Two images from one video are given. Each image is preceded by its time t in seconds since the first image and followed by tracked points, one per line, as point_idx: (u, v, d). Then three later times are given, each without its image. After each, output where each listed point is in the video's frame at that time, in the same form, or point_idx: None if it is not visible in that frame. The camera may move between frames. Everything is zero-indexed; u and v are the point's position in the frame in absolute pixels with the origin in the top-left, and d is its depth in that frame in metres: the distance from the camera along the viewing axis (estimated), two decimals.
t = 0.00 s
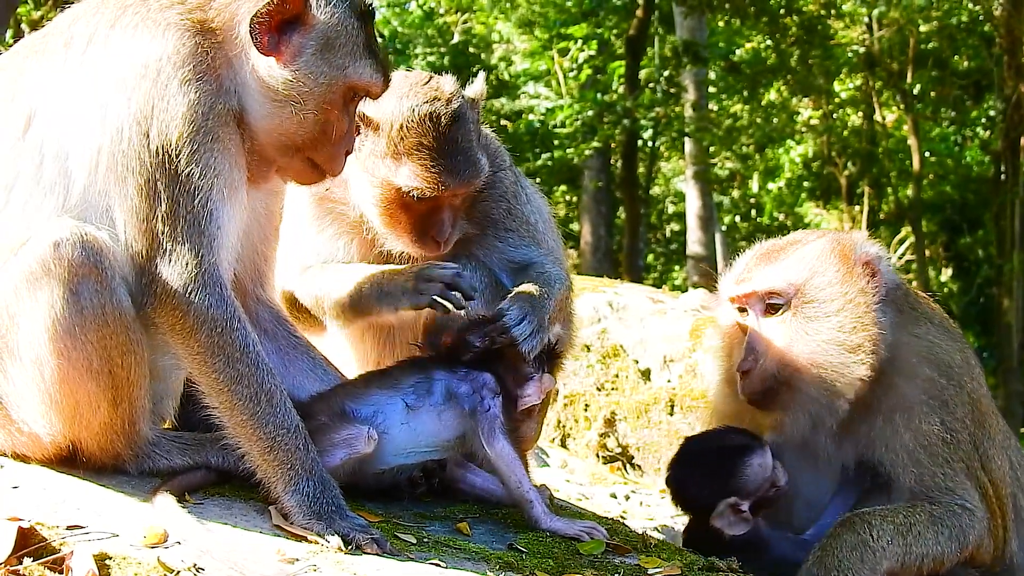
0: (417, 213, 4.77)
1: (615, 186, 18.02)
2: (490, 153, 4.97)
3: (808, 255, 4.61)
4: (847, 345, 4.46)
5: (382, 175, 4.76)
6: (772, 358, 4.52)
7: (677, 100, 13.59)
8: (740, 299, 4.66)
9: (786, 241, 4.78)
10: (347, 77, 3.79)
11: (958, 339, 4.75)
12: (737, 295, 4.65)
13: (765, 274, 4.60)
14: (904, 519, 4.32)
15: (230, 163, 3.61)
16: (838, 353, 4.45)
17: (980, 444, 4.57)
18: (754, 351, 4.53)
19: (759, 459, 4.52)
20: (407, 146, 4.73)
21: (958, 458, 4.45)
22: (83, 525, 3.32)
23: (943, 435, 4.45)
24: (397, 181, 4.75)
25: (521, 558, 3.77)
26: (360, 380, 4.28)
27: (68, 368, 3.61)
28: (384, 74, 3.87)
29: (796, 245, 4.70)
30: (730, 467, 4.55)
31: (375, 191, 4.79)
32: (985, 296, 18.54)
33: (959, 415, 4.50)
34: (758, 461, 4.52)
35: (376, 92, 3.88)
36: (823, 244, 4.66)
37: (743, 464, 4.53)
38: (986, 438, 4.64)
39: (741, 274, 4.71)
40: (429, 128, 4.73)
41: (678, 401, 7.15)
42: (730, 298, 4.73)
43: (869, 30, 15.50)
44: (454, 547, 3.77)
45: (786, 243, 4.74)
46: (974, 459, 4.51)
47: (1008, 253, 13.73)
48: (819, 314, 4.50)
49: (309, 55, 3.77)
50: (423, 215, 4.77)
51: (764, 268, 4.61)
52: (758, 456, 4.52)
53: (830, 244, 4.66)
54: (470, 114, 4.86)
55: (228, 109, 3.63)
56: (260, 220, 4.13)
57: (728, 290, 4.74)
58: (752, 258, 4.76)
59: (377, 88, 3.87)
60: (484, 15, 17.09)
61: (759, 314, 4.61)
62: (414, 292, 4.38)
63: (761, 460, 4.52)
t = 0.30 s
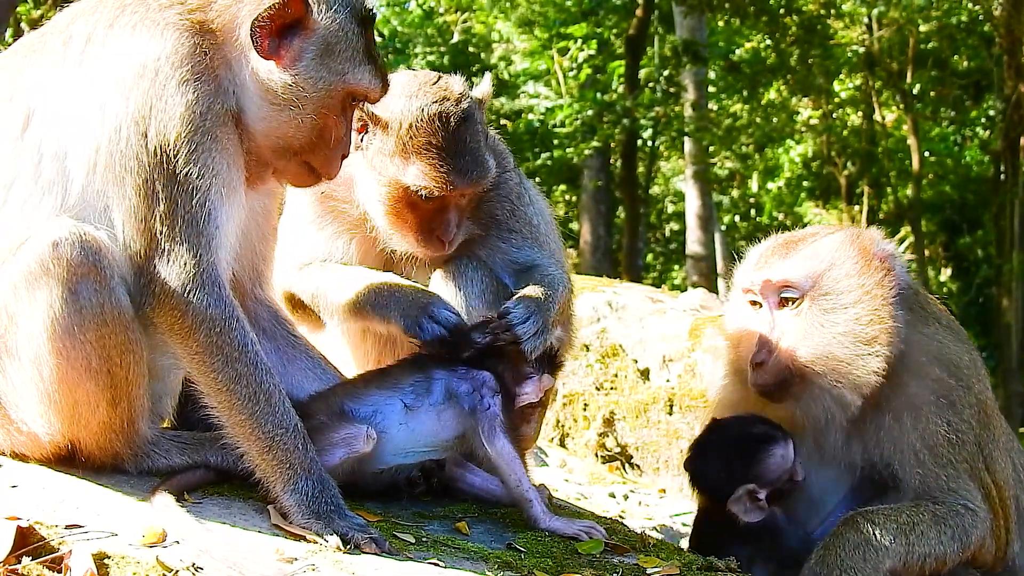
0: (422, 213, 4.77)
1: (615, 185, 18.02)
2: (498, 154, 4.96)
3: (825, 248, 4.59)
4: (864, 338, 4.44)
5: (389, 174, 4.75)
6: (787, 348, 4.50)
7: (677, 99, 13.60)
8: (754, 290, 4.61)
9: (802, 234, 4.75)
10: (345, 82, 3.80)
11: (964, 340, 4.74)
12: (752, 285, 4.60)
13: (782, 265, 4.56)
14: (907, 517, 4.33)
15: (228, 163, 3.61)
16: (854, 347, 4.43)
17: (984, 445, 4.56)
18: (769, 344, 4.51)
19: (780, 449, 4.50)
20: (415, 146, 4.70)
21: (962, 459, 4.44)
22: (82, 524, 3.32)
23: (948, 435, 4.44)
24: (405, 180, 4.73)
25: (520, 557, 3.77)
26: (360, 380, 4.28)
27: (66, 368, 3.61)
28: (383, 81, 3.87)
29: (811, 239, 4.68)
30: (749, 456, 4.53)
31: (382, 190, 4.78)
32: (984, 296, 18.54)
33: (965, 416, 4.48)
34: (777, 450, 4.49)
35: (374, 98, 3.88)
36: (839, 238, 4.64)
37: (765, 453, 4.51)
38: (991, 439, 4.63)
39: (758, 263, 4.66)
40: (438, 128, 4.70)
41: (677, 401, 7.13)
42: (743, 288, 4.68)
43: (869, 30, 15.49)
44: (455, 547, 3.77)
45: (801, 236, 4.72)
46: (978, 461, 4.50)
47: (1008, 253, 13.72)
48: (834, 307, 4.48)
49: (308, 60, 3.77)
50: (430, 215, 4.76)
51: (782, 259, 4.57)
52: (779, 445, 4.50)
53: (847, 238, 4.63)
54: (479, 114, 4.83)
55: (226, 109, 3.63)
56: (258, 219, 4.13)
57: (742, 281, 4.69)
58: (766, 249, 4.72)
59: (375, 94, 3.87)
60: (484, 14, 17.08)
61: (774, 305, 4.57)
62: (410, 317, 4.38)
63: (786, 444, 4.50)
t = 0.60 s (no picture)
0: (426, 210, 4.77)
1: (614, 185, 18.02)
2: (501, 153, 4.96)
3: (832, 248, 4.58)
4: (870, 339, 4.43)
5: (394, 170, 4.74)
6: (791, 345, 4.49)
7: (677, 100, 13.61)
8: (758, 287, 4.59)
9: (808, 232, 4.74)
10: (347, 84, 3.82)
11: (964, 342, 4.74)
12: (756, 283, 4.58)
13: (788, 263, 4.53)
14: (906, 518, 4.33)
15: (227, 162, 3.61)
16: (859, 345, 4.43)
17: (984, 446, 4.56)
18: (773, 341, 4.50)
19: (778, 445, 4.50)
20: (420, 142, 4.70)
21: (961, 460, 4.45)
22: (81, 524, 3.32)
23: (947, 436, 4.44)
24: (409, 176, 4.71)
25: (520, 558, 3.77)
26: (359, 380, 4.27)
27: (65, 368, 3.61)
28: (384, 82, 3.89)
29: (817, 237, 4.67)
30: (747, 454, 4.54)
31: (386, 186, 4.76)
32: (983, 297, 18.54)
33: (965, 419, 4.48)
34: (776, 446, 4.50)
35: (374, 99, 3.91)
36: (843, 237, 4.63)
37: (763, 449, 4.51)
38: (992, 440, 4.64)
39: (763, 261, 4.63)
40: (443, 125, 4.69)
41: (677, 401, 7.12)
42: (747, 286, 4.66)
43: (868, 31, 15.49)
44: (454, 547, 3.77)
45: (807, 234, 4.71)
46: (978, 463, 4.49)
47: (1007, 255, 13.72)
48: (841, 305, 4.48)
49: (310, 62, 3.78)
50: (434, 211, 4.76)
51: (787, 257, 4.56)
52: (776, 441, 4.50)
53: (852, 238, 4.63)
54: (482, 112, 4.83)
55: (226, 108, 3.63)
56: (257, 219, 4.13)
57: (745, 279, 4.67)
58: (771, 247, 4.70)
59: (376, 95, 3.90)
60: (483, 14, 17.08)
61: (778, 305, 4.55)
62: (416, 320, 4.40)
63: (783, 438, 4.50)
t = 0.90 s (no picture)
0: (484, 180, 4.87)
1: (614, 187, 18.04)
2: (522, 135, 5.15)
3: (838, 245, 4.61)
4: (876, 337, 4.44)
5: (460, 135, 4.83)
6: (800, 340, 4.48)
7: (677, 101, 13.60)
8: (767, 280, 4.60)
9: (813, 228, 4.77)
10: (349, 86, 3.84)
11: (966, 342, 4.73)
12: (765, 276, 4.59)
13: (797, 257, 4.57)
14: (904, 516, 4.32)
15: (227, 162, 3.61)
16: (864, 341, 4.44)
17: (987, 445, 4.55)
18: (782, 335, 4.47)
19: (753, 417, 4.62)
20: (479, 109, 4.85)
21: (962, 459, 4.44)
22: (80, 523, 3.32)
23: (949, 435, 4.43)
24: (473, 141, 4.81)
25: (518, 556, 3.77)
26: (358, 379, 4.28)
27: (64, 368, 3.61)
28: (384, 85, 3.91)
29: (824, 233, 4.69)
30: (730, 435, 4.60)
31: (443, 155, 4.84)
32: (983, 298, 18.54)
33: (969, 418, 4.45)
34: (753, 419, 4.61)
35: (374, 102, 3.93)
36: (852, 234, 4.64)
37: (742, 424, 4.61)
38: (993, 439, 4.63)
39: (770, 255, 4.65)
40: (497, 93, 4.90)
41: (676, 401, 7.14)
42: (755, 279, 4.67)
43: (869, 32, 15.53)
44: (453, 546, 3.77)
45: (813, 231, 4.73)
46: (979, 461, 4.48)
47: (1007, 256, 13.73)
48: (850, 300, 4.49)
49: (313, 64, 3.79)
50: (491, 181, 4.86)
51: (795, 251, 4.58)
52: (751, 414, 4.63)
53: (859, 235, 4.65)
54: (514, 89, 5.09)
55: (227, 109, 3.63)
56: (256, 219, 4.13)
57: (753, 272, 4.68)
58: (777, 242, 4.72)
59: (376, 97, 3.91)
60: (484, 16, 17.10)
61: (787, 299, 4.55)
62: (414, 317, 4.57)
63: (755, 410, 4.63)
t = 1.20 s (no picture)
0: (496, 168, 4.91)
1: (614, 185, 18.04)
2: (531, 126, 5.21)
3: (847, 240, 4.58)
4: (884, 335, 4.44)
5: (480, 119, 4.88)
6: (806, 333, 4.47)
7: (676, 100, 13.67)
8: (774, 272, 4.56)
9: (817, 223, 4.73)
10: (347, 84, 3.82)
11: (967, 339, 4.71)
12: (772, 269, 4.54)
13: (806, 251, 4.52)
14: (902, 513, 4.32)
15: (225, 157, 3.60)
16: (872, 337, 4.44)
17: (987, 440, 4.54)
18: (788, 327, 4.44)
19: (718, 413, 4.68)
20: (497, 97, 4.89)
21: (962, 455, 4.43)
22: (78, 520, 3.32)
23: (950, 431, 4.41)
24: (490, 127, 4.86)
25: (517, 552, 3.76)
26: (356, 375, 4.27)
27: (62, 364, 3.60)
28: (382, 83, 3.90)
29: (829, 229, 4.66)
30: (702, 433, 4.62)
31: (458, 142, 4.89)
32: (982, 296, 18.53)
33: (970, 413, 4.43)
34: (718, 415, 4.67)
35: (373, 100, 3.92)
36: (858, 230, 4.62)
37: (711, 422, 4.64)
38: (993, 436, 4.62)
39: (775, 249, 4.60)
40: (514, 82, 4.94)
41: (675, 400, 7.14)
42: (761, 272, 4.63)
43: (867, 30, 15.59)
44: (451, 542, 3.76)
45: (817, 226, 4.70)
46: (979, 457, 4.47)
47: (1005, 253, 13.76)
48: (858, 295, 4.48)
49: (313, 62, 3.79)
50: (503, 169, 4.91)
51: (803, 245, 4.54)
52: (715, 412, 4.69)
53: (867, 231, 4.64)
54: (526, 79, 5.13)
55: (225, 105, 3.63)
56: (254, 217, 4.13)
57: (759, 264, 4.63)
58: (781, 237, 4.68)
59: (375, 96, 3.90)
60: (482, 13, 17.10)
61: (794, 293, 4.51)
62: (419, 309, 4.55)
63: (718, 408, 4.71)
